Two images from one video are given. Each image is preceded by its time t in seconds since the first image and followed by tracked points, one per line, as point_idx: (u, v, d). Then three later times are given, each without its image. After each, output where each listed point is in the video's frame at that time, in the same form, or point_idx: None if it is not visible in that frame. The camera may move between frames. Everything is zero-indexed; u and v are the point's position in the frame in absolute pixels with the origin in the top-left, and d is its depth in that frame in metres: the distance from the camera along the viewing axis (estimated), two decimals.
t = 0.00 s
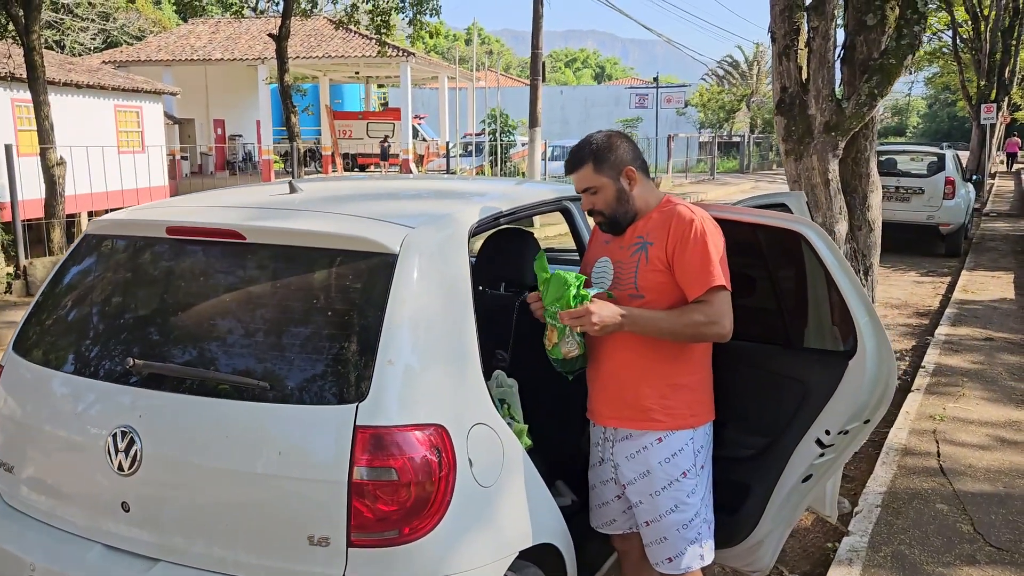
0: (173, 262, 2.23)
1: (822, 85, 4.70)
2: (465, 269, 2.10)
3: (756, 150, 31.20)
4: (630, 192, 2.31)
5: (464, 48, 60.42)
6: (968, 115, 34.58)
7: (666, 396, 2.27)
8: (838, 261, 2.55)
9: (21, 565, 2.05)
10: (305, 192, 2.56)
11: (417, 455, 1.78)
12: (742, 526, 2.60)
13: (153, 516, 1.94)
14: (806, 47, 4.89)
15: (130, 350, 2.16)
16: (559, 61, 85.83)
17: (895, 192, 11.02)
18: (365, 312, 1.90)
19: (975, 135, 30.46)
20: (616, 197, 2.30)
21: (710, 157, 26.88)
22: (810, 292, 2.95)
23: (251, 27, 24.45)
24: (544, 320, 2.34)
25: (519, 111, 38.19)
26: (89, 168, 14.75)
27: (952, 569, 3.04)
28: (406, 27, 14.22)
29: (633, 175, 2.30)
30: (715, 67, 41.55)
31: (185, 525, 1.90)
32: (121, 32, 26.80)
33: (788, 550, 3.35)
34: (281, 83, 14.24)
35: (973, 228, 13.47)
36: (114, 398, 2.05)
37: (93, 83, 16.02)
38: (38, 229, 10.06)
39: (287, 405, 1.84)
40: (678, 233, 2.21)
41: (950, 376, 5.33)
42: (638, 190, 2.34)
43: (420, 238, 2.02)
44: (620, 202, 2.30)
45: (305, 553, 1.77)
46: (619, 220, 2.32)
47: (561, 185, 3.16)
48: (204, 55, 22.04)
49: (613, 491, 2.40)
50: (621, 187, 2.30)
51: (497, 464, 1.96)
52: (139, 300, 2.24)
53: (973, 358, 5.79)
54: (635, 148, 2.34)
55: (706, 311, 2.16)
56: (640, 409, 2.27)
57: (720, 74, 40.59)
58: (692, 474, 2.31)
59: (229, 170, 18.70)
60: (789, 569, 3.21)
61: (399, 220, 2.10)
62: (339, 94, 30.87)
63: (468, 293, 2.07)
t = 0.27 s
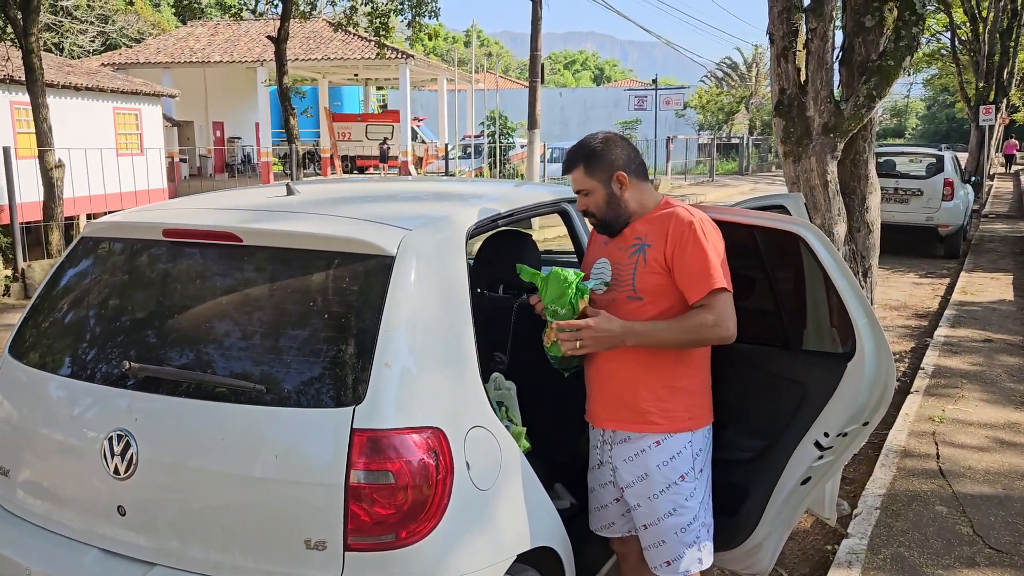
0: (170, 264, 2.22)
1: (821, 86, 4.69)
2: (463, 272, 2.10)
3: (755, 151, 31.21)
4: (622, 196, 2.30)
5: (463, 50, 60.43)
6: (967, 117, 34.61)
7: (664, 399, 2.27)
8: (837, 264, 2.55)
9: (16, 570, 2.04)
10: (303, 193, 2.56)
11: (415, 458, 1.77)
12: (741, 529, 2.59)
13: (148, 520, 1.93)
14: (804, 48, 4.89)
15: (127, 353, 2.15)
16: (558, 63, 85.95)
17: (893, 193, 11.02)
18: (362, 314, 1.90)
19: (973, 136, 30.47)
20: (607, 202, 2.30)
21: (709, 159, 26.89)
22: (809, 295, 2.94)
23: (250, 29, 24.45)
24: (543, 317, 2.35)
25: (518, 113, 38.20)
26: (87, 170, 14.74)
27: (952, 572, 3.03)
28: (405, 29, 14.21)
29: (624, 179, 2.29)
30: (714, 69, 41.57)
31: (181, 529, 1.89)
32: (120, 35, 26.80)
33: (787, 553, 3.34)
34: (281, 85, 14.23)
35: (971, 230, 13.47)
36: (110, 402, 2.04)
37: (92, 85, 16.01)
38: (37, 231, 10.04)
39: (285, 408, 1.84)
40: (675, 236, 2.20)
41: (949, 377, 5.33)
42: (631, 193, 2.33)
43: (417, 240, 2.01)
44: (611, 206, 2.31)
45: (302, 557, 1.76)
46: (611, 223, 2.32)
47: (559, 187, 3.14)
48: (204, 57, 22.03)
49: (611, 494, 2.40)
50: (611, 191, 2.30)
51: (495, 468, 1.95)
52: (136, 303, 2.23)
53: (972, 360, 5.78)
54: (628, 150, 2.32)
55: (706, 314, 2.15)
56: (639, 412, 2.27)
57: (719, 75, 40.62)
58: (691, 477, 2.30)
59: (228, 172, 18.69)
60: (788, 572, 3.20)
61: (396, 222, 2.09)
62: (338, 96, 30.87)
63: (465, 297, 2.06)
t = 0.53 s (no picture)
0: (170, 267, 2.22)
1: (820, 87, 4.69)
2: (463, 274, 2.09)
3: (755, 152, 31.20)
4: (621, 196, 2.30)
5: (463, 50, 60.45)
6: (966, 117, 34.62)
7: (664, 401, 2.26)
8: (837, 264, 2.55)
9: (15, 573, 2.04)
10: (303, 195, 2.55)
11: (415, 461, 1.77)
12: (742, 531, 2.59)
13: (147, 523, 1.93)
14: (803, 49, 4.89)
15: (126, 356, 2.14)
16: (557, 63, 86.03)
17: (893, 193, 11.02)
18: (362, 316, 1.89)
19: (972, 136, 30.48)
20: (605, 202, 2.30)
21: (709, 159, 26.90)
22: (809, 295, 2.94)
23: (250, 31, 24.44)
24: (539, 316, 2.34)
25: (518, 114, 38.20)
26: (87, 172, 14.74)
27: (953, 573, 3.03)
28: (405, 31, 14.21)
29: (622, 180, 2.29)
30: (714, 69, 41.59)
31: (181, 532, 1.89)
32: (120, 36, 26.81)
33: (788, 554, 3.34)
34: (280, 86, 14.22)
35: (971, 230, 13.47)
36: (110, 405, 2.03)
37: (91, 87, 16.01)
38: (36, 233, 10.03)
39: (285, 410, 1.83)
40: (674, 238, 2.20)
41: (950, 377, 5.33)
42: (629, 194, 2.32)
43: (416, 242, 2.01)
44: (609, 206, 2.30)
45: (302, 560, 1.76)
46: (610, 224, 2.32)
47: (559, 188, 3.13)
48: (203, 58, 22.02)
49: (612, 496, 2.39)
50: (610, 192, 2.29)
51: (495, 470, 1.94)
52: (136, 305, 2.23)
53: (973, 360, 5.78)
54: (627, 150, 2.31)
55: (705, 316, 2.15)
56: (638, 414, 2.26)
57: (718, 76, 40.62)
58: (690, 479, 2.30)
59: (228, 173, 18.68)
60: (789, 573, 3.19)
61: (395, 224, 2.09)
62: (337, 97, 30.88)
63: (465, 299, 2.06)
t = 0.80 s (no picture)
0: (171, 269, 2.22)
1: (822, 87, 4.69)
2: (466, 275, 2.09)
3: (756, 152, 31.21)
4: (622, 197, 2.30)
5: (463, 52, 60.54)
6: (967, 117, 34.59)
7: (665, 402, 2.26)
8: (840, 265, 2.54)
9: None
10: (303, 198, 2.55)
11: (418, 463, 1.76)
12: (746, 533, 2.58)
13: (150, 527, 1.92)
14: (804, 49, 4.88)
15: (128, 359, 2.14)
16: (558, 65, 86.20)
17: (895, 194, 11.01)
18: (364, 318, 1.89)
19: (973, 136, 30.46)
20: (606, 203, 2.30)
21: (710, 161, 26.91)
22: (812, 295, 2.94)
23: (251, 33, 24.46)
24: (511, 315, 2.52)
25: (518, 116, 38.24)
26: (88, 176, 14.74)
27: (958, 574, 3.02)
28: (405, 33, 14.21)
29: (623, 180, 2.29)
30: (714, 70, 41.61)
31: (182, 536, 1.88)
32: (121, 40, 26.85)
33: (792, 555, 3.33)
34: (281, 89, 14.24)
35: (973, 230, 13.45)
36: (112, 407, 2.03)
37: (92, 90, 16.02)
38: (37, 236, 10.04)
39: (288, 413, 1.83)
40: (675, 239, 2.19)
41: (953, 378, 5.32)
42: (630, 196, 2.32)
43: (419, 243, 2.01)
44: (610, 207, 2.30)
45: (304, 563, 1.75)
46: (610, 224, 2.32)
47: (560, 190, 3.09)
48: (204, 61, 22.05)
49: (614, 497, 2.38)
50: (611, 193, 2.30)
51: (498, 472, 1.94)
52: (137, 308, 2.23)
53: (975, 360, 5.77)
54: (628, 151, 2.31)
55: (707, 316, 2.14)
56: (639, 415, 2.26)
57: (718, 77, 40.63)
58: (692, 480, 2.29)
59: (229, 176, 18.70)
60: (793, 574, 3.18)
61: (397, 226, 2.08)
62: (338, 100, 30.92)
63: (468, 301, 2.05)
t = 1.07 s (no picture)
0: (173, 272, 2.21)
1: (823, 88, 4.68)
2: (468, 277, 2.09)
3: (757, 153, 31.19)
4: (621, 199, 2.29)
5: (463, 54, 60.59)
6: (969, 117, 34.54)
7: (667, 403, 2.25)
8: (843, 265, 2.54)
9: None
10: (305, 200, 2.55)
11: (421, 466, 1.76)
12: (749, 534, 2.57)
13: (153, 531, 1.92)
14: (805, 50, 4.88)
15: (130, 362, 2.14)
16: (559, 67, 86.25)
17: (897, 194, 11.00)
18: (367, 321, 1.88)
19: (974, 136, 30.45)
20: (604, 206, 2.30)
21: (711, 162, 26.90)
22: (814, 296, 2.93)
23: (251, 36, 24.48)
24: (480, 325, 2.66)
25: (519, 118, 38.26)
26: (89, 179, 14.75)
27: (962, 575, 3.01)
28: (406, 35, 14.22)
29: (621, 182, 2.28)
30: (715, 72, 41.61)
31: (186, 539, 1.88)
32: (122, 43, 26.89)
33: (796, 557, 3.32)
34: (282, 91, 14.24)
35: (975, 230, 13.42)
36: (115, 411, 2.03)
37: (93, 94, 16.04)
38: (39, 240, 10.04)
39: (291, 416, 1.83)
40: (676, 241, 2.19)
41: (956, 378, 5.30)
42: (629, 197, 2.31)
43: (421, 245, 2.00)
44: (609, 209, 2.30)
45: (308, 566, 1.75)
46: (610, 227, 2.32)
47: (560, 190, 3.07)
48: (205, 64, 22.07)
49: (617, 497, 2.38)
50: (609, 196, 2.29)
51: (502, 474, 1.93)
52: (139, 311, 2.22)
53: (978, 361, 5.76)
54: (625, 152, 2.31)
55: (710, 318, 2.13)
56: (641, 416, 2.26)
57: (719, 78, 40.63)
58: (695, 480, 2.29)
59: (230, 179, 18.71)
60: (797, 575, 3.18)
61: (399, 228, 2.08)
62: (339, 102, 30.95)
63: (470, 302, 2.05)
